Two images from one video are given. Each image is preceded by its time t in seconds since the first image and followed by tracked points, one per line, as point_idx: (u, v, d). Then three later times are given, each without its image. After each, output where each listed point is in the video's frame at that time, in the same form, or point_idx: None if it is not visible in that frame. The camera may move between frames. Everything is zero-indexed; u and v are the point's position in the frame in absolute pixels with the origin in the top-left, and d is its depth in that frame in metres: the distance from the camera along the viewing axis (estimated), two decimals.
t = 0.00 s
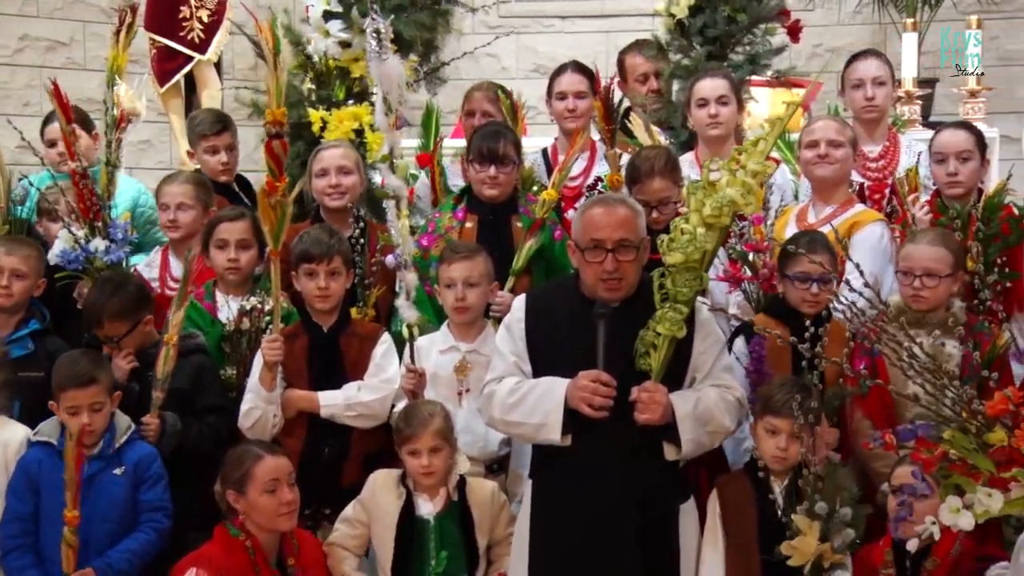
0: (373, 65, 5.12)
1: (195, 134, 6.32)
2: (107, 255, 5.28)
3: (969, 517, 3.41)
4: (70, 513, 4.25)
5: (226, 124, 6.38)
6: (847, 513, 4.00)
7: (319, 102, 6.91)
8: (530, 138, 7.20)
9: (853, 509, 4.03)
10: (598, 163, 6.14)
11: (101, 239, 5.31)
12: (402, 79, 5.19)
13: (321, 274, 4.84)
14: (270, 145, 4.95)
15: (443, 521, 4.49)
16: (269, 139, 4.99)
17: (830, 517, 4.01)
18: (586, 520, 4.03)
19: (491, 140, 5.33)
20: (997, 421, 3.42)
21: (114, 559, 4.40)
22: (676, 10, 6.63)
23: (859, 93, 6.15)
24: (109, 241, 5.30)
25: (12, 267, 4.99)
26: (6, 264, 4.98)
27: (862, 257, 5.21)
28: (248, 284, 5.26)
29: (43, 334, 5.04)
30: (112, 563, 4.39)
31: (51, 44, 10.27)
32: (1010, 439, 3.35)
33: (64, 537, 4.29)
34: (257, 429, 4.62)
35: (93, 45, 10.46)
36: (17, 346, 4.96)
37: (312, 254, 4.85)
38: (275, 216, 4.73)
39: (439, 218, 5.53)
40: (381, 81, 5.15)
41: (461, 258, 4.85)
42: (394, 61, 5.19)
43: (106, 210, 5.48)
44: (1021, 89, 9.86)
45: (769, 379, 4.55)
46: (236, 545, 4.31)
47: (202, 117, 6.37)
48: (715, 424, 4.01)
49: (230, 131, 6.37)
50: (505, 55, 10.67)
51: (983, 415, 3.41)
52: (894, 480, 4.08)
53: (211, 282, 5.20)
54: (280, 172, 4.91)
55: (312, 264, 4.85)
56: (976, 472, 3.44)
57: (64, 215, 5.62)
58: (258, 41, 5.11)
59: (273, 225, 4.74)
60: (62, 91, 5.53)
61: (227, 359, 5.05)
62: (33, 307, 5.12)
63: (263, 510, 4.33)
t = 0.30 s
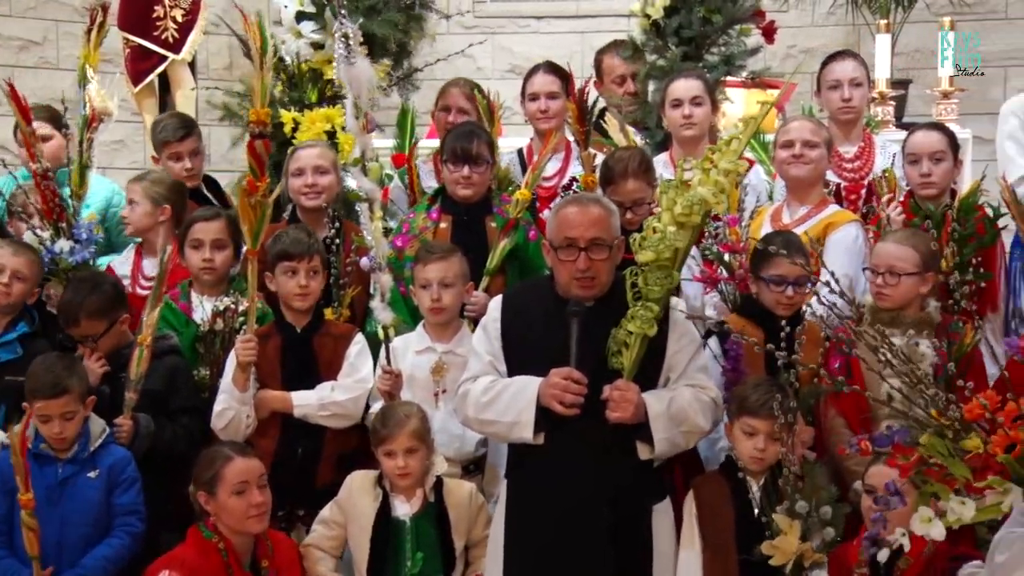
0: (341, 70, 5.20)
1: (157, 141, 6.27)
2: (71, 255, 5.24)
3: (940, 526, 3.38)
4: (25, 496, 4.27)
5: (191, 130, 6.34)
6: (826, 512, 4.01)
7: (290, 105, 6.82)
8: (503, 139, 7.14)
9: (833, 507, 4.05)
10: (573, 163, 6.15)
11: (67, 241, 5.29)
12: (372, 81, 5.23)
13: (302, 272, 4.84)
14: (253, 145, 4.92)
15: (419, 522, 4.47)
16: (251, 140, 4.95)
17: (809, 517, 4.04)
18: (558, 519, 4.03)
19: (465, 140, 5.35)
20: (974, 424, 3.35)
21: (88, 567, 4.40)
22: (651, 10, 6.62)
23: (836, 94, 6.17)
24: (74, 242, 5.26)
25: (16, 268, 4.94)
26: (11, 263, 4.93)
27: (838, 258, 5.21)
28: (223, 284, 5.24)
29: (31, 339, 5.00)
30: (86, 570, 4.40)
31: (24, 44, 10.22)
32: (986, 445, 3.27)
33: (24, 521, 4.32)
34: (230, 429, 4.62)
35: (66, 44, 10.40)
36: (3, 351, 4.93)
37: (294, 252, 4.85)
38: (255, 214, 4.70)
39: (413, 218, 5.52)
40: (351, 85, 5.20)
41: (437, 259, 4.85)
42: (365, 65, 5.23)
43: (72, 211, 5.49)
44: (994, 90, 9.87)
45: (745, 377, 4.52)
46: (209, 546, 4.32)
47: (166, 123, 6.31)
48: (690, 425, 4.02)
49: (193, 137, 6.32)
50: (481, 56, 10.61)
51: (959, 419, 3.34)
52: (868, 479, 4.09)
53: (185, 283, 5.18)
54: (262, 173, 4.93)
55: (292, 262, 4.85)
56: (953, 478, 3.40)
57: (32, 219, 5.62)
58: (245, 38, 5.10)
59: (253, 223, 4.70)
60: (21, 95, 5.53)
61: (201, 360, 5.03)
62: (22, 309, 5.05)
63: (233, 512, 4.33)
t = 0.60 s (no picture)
0: (314, 70, 5.11)
1: (127, 140, 6.23)
2: (33, 247, 5.28)
3: (921, 529, 3.41)
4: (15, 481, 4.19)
5: (160, 129, 6.31)
6: (809, 512, 3.99)
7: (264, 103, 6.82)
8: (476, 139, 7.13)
9: (815, 508, 4.04)
10: (547, 162, 6.17)
11: (28, 233, 5.32)
12: (343, 81, 5.17)
13: (280, 271, 4.85)
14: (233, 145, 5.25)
15: (392, 523, 4.47)
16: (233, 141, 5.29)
17: (793, 517, 3.99)
18: (530, 519, 4.03)
19: (438, 141, 5.36)
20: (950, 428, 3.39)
21: (59, 571, 4.38)
22: (626, 12, 6.57)
23: (815, 94, 6.20)
24: (35, 234, 5.30)
25: None
26: None
27: (813, 259, 5.22)
28: (197, 284, 5.23)
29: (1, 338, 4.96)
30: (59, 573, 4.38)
31: None
32: (963, 448, 3.34)
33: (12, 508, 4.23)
34: (203, 430, 4.60)
35: (38, 42, 10.31)
36: None
37: (273, 250, 4.86)
38: (234, 214, 4.71)
39: (386, 219, 5.53)
40: (322, 84, 5.14)
41: (411, 260, 4.84)
42: (335, 64, 5.16)
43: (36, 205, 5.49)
44: (965, 91, 9.90)
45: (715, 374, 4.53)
46: (180, 548, 4.32)
47: (135, 123, 6.28)
48: (662, 424, 4.04)
49: (163, 136, 6.30)
50: (455, 56, 10.53)
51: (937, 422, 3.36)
52: (842, 478, 4.11)
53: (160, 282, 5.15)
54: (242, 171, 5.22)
55: (270, 261, 4.85)
56: (930, 482, 3.44)
57: None
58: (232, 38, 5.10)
59: (231, 224, 4.71)
60: None
61: (175, 360, 5.01)
62: None
63: (201, 513, 4.32)
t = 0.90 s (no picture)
0: (290, 72, 5.17)
1: (103, 142, 6.20)
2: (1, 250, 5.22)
3: (903, 527, 3.48)
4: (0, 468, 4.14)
5: (137, 131, 6.29)
6: (789, 512, 4.02)
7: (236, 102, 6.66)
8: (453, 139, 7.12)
9: (794, 509, 4.08)
10: (523, 161, 6.16)
11: None
12: (321, 82, 5.23)
13: (259, 270, 4.87)
14: (208, 133, 5.34)
15: (368, 523, 4.46)
16: (206, 128, 5.39)
17: (773, 517, 4.04)
18: (505, 519, 4.02)
19: (414, 141, 5.35)
20: (932, 427, 3.43)
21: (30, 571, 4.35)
22: (602, 12, 6.58)
23: (796, 94, 6.21)
24: (2, 237, 5.24)
25: None
26: None
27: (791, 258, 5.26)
28: (173, 284, 5.20)
29: None
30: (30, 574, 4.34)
31: None
32: (945, 446, 3.37)
33: None
34: (171, 419, 4.65)
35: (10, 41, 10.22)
36: None
37: (254, 249, 4.88)
38: (214, 201, 4.90)
39: (362, 219, 5.52)
40: (299, 86, 5.19)
41: (387, 261, 4.84)
42: (312, 65, 5.22)
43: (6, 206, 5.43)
44: (938, 93, 9.97)
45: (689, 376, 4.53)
46: (154, 549, 4.29)
47: (111, 124, 6.25)
48: (638, 424, 4.04)
49: (140, 138, 6.28)
50: (432, 55, 10.38)
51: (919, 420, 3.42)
52: (818, 478, 4.11)
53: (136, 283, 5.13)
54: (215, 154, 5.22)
55: (249, 260, 4.87)
56: (912, 480, 3.49)
57: None
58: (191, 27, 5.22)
59: (211, 210, 4.90)
60: None
61: (151, 361, 5.00)
62: None
63: (175, 514, 4.30)
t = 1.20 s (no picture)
0: (269, 71, 5.13)
1: (77, 143, 6.16)
2: None
3: (877, 532, 3.52)
4: None
5: (110, 133, 6.26)
6: (758, 519, 4.05)
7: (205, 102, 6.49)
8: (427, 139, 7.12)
9: (764, 516, 4.10)
10: (497, 161, 6.17)
11: None
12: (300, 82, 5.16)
13: (234, 269, 4.86)
14: (191, 123, 5.54)
15: (342, 523, 4.44)
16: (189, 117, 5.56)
17: (742, 524, 4.07)
18: (481, 518, 4.03)
19: (387, 141, 5.36)
20: (904, 431, 3.48)
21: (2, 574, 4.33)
22: (576, 12, 6.57)
23: (772, 95, 6.23)
24: None
25: None
26: None
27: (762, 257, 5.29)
28: (146, 285, 5.17)
29: None
30: None
31: None
32: (919, 450, 3.43)
33: None
34: (153, 417, 4.61)
35: None
36: None
37: (228, 249, 4.88)
38: (193, 192, 4.85)
39: (337, 219, 5.50)
40: (279, 86, 5.14)
41: (362, 262, 4.83)
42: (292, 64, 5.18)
43: None
44: (910, 94, 10.03)
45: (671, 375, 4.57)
46: (127, 550, 4.27)
47: (84, 126, 6.21)
48: (614, 424, 4.05)
49: (114, 140, 6.25)
50: (406, 55, 10.34)
51: (892, 424, 3.47)
52: (791, 479, 4.07)
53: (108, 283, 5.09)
54: (196, 150, 5.51)
55: (226, 258, 4.86)
56: (884, 482, 3.54)
57: None
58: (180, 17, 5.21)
59: (190, 203, 4.86)
60: None
61: (122, 361, 4.97)
62: None
63: (148, 516, 4.28)
